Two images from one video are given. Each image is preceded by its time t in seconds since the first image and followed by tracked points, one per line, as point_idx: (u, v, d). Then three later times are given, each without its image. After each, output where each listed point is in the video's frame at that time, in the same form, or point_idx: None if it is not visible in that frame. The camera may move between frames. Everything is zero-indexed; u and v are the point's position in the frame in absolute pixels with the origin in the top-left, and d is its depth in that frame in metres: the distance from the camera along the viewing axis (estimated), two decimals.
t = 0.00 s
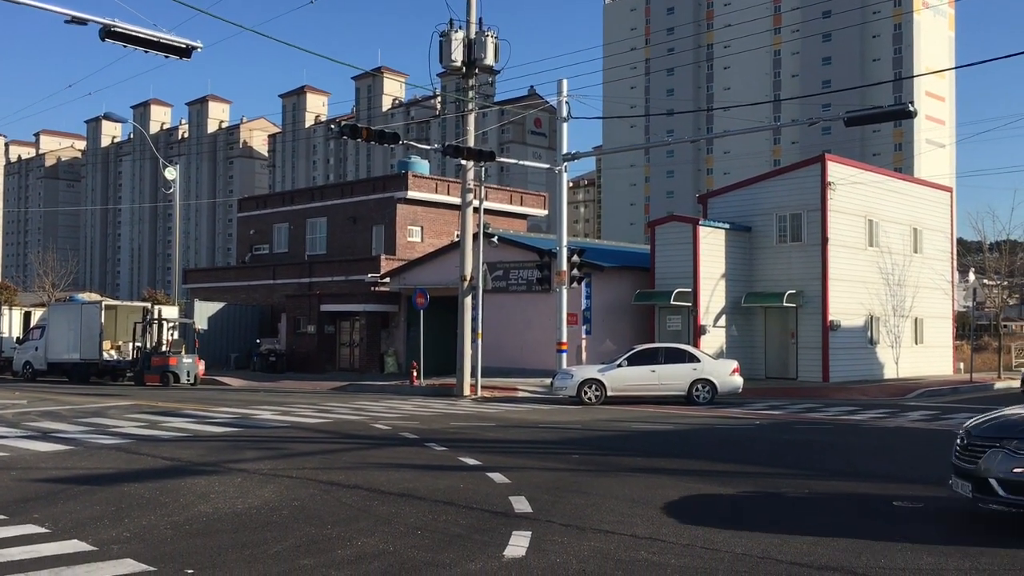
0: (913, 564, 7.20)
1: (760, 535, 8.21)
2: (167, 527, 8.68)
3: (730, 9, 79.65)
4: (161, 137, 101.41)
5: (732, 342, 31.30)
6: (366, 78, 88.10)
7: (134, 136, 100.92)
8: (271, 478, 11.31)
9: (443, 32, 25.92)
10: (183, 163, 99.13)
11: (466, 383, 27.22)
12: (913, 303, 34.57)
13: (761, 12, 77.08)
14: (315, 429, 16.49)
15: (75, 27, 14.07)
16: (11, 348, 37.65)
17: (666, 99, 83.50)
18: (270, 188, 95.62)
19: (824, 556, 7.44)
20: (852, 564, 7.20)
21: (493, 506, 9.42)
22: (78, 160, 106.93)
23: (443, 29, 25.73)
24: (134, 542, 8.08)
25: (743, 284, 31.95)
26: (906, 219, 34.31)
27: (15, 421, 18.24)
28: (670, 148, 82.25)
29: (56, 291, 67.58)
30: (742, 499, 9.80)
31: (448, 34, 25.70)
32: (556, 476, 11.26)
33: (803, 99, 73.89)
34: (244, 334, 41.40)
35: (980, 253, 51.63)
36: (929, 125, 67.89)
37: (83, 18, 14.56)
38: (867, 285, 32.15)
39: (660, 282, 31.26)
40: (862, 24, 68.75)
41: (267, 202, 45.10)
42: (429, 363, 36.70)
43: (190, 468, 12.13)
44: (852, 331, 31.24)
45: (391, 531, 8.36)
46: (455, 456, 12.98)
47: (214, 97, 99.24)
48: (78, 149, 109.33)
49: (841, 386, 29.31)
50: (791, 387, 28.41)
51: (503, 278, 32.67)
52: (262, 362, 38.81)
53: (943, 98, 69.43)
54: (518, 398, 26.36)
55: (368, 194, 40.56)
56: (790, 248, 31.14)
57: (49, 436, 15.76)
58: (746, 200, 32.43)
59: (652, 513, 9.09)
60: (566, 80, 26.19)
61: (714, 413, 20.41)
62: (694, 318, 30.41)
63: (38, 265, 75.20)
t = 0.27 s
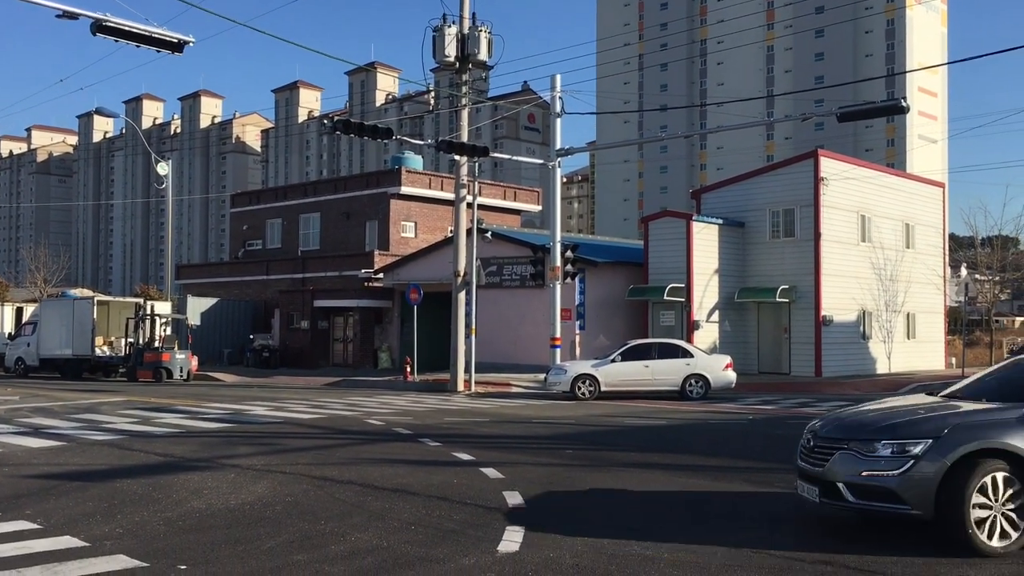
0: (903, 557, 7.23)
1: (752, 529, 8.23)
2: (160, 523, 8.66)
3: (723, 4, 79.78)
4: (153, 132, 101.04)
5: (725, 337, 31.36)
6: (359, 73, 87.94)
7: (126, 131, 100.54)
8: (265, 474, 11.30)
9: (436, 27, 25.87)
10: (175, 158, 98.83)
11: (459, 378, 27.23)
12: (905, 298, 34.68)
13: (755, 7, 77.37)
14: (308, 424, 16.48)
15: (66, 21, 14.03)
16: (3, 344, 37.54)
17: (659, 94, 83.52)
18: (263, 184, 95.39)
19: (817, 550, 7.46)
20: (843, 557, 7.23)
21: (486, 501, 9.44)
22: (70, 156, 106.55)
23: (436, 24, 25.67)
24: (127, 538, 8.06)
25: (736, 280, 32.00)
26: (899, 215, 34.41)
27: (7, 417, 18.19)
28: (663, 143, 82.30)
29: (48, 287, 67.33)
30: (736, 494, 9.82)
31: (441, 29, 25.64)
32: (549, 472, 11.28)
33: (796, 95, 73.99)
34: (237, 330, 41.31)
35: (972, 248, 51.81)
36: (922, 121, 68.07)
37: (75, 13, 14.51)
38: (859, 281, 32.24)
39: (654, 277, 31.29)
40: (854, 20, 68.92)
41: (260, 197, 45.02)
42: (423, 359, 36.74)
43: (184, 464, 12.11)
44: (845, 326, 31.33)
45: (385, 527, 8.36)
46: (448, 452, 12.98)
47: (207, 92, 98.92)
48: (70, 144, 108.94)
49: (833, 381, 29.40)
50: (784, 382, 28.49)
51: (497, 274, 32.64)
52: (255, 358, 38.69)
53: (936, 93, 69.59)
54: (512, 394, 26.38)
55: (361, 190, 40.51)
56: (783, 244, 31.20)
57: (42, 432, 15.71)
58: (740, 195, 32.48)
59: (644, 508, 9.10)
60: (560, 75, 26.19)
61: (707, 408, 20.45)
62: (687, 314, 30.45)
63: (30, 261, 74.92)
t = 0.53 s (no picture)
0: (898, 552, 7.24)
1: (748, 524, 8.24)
2: (154, 519, 8.63)
3: None
4: (146, 127, 100.74)
5: (720, 332, 31.35)
6: (354, 68, 87.74)
7: (119, 126, 100.21)
8: (259, 469, 11.27)
9: (431, 22, 25.79)
10: (169, 153, 98.53)
11: (454, 374, 27.22)
12: (900, 293, 34.72)
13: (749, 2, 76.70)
14: (303, 420, 16.45)
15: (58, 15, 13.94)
16: None
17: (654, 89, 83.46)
18: (257, 179, 95.18)
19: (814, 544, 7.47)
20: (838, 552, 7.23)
21: (482, 497, 9.42)
22: (63, 151, 106.18)
23: (430, 19, 25.59)
24: (122, 534, 8.04)
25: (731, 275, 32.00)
26: (893, 209, 34.44)
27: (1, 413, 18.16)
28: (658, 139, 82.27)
29: (41, 283, 67.13)
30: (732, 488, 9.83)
31: (436, 24, 25.57)
32: (544, 467, 11.26)
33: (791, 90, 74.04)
34: (231, 325, 41.23)
35: (966, 243, 51.95)
36: (917, 116, 68.16)
37: (67, 7, 14.42)
38: (854, 276, 32.27)
39: (649, 272, 31.27)
40: (850, 14, 69.23)
41: (254, 192, 44.91)
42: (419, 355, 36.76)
43: (178, 460, 12.08)
44: (840, 321, 31.37)
45: (380, 522, 8.34)
46: (444, 447, 12.96)
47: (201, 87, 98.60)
48: (63, 140, 108.65)
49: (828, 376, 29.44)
50: (779, 377, 28.54)
51: (492, 269, 32.56)
52: (250, 353, 38.66)
53: (931, 89, 69.69)
54: (507, 389, 26.37)
55: (356, 185, 40.42)
56: (778, 239, 31.20)
57: (35, 428, 15.66)
58: (735, 190, 32.48)
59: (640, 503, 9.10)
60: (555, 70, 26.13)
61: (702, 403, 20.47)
62: (683, 309, 30.46)
63: (24, 257, 74.76)
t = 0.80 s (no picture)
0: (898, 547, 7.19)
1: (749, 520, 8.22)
2: (152, 517, 8.61)
3: None
4: (144, 124, 100.63)
5: (719, 329, 31.38)
6: (352, 64, 87.70)
7: (118, 123, 100.15)
8: (258, 466, 11.27)
9: (429, 18, 25.78)
10: (168, 150, 98.48)
11: (452, 370, 27.22)
12: (898, 289, 34.74)
13: None
14: (302, 416, 16.44)
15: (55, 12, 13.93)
16: None
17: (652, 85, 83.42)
18: (256, 175, 95.18)
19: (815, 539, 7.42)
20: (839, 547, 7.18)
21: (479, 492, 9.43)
22: (61, 148, 106.10)
23: (428, 15, 25.59)
24: (119, 531, 8.03)
25: (729, 270, 32.02)
26: (891, 205, 34.44)
27: None
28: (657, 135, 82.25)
29: (40, 280, 67.17)
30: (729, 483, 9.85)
31: (434, 21, 25.57)
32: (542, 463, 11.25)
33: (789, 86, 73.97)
34: (230, 322, 41.23)
35: (964, 239, 51.97)
36: (915, 112, 68.14)
37: (64, 4, 14.42)
38: (853, 272, 32.30)
39: (647, 268, 31.27)
40: (848, 10, 69.00)
41: (252, 189, 44.90)
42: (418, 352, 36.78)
43: (177, 456, 12.07)
44: (838, 316, 31.41)
45: (381, 519, 8.34)
46: (442, 443, 12.97)
47: (199, 83, 98.53)
48: (61, 137, 108.63)
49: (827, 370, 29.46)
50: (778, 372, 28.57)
51: (491, 265, 32.58)
52: (248, 350, 38.69)
53: (929, 84, 69.62)
54: (505, 385, 26.37)
55: (354, 181, 40.41)
56: (777, 234, 31.19)
57: (34, 425, 15.68)
58: (733, 186, 32.49)
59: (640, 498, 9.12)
60: (553, 66, 26.13)
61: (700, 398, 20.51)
62: (682, 305, 30.47)
63: (22, 254, 74.77)
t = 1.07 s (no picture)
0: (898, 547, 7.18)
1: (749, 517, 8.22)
2: (151, 515, 8.61)
3: None
4: (144, 122, 100.44)
5: (718, 327, 31.39)
6: (352, 62, 87.58)
7: (117, 121, 100.01)
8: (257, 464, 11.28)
9: (428, 16, 25.75)
10: (167, 148, 98.36)
11: (452, 368, 27.21)
12: (897, 287, 34.73)
13: None
14: (301, 415, 16.45)
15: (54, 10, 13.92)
16: None
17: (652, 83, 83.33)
18: (255, 174, 95.08)
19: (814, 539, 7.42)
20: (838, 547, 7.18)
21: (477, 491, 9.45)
22: (61, 146, 105.96)
23: (427, 14, 25.56)
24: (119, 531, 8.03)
25: (729, 268, 32.01)
26: (891, 203, 34.42)
27: None
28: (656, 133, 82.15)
29: (40, 279, 67.10)
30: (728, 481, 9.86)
31: (433, 18, 25.53)
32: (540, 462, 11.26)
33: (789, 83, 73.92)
34: (230, 321, 41.20)
35: (964, 237, 51.96)
36: (915, 110, 68.09)
37: (63, 2, 14.40)
38: (852, 270, 32.29)
39: (647, 267, 31.28)
40: (847, 8, 68.96)
41: (252, 188, 44.88)
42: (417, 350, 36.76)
43: (175, 455, 12.07)
44: (838, 314, 31.39)
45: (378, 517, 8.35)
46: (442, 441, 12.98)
47: (198, 82, 98.37)
48: (61, 135, 108.50)
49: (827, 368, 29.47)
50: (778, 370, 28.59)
51: (490, 264, 32.57)
52: (248, 348, 38.65)
53: (929, 82, 69.57)
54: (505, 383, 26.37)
55: (354, 179, 40.37)
56: (776, 232, 31.17)
57: (34, 423, 15.68)
58: (733, 184, 32.47)
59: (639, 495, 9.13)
60: (552, 64, 26.11)
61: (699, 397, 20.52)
62: (682, 303, 30.46)
63: (21, 253, 74.73)
